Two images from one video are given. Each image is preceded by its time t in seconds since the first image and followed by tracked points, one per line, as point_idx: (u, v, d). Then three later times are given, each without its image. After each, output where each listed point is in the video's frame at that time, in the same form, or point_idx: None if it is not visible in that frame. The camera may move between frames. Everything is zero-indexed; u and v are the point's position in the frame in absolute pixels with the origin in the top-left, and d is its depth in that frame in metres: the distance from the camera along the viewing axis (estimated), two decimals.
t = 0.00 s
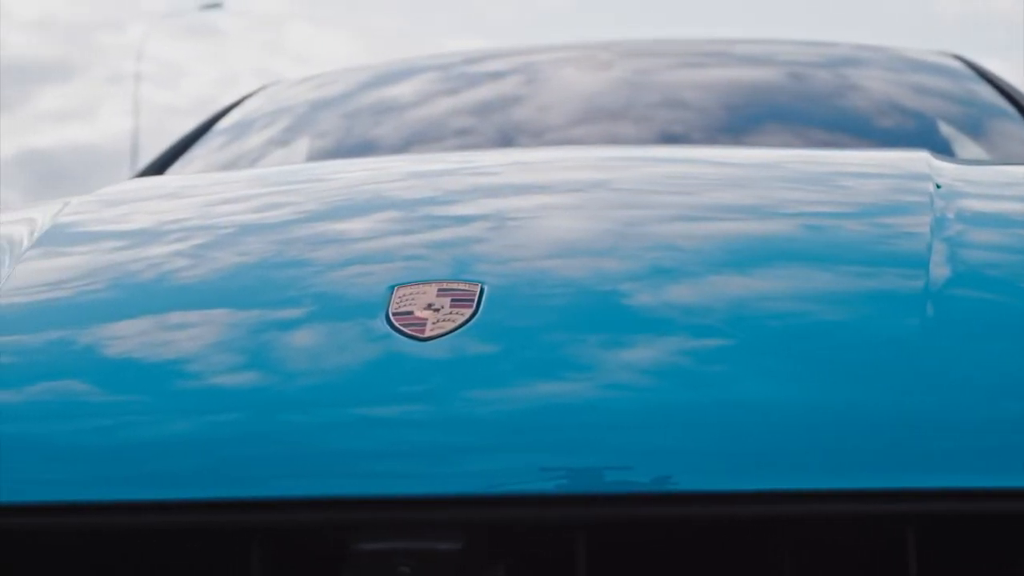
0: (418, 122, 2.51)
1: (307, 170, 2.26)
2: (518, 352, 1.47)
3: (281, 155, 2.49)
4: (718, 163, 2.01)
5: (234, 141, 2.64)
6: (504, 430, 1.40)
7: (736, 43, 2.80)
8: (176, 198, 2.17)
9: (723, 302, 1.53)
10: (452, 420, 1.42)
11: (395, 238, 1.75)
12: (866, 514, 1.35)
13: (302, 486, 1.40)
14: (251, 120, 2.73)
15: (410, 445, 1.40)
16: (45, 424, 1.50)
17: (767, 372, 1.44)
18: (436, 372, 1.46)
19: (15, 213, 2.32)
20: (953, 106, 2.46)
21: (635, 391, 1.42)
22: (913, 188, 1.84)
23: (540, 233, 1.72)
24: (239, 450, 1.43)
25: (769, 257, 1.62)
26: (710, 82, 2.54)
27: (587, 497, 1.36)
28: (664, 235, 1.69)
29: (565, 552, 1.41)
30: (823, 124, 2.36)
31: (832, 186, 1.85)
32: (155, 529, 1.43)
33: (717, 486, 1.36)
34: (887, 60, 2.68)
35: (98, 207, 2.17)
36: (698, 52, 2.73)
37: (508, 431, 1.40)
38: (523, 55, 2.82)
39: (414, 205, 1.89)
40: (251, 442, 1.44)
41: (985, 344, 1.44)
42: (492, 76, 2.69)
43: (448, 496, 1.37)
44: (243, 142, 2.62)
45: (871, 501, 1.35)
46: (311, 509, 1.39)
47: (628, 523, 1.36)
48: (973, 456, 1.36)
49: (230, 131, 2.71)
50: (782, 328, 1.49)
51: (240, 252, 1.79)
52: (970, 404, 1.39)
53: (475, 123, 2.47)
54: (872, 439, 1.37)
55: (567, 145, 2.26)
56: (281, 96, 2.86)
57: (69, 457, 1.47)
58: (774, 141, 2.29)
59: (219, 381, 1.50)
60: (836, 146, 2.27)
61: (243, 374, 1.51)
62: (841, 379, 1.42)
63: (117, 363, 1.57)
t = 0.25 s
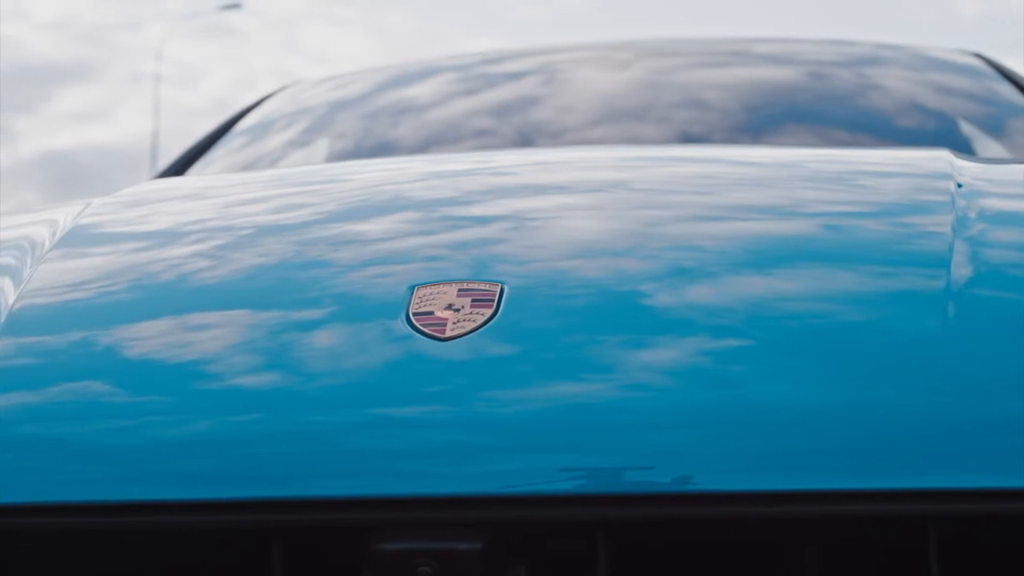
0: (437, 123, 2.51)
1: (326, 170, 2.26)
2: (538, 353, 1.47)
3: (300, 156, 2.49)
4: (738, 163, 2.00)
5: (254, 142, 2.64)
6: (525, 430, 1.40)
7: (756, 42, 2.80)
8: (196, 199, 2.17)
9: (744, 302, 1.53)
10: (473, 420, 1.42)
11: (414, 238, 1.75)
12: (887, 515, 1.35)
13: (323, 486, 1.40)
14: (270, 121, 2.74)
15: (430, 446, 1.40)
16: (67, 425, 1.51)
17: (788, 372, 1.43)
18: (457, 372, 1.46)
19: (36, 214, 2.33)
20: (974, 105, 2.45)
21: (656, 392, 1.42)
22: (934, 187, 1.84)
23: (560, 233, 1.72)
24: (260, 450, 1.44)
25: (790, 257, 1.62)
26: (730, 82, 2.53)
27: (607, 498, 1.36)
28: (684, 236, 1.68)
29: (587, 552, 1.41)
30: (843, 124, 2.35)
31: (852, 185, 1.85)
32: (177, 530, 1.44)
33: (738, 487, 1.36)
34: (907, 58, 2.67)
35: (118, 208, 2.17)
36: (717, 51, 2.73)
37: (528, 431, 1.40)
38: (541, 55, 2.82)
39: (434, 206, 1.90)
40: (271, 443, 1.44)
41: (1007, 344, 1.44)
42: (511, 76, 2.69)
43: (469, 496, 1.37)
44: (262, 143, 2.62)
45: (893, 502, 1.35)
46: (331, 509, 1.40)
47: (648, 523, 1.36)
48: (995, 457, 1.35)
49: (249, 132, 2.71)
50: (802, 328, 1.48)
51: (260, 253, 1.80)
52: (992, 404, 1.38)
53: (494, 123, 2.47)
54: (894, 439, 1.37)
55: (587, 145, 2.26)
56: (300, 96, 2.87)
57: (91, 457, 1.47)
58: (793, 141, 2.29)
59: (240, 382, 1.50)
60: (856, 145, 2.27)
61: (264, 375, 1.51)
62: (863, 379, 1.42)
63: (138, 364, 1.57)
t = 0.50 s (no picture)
0: (453, 123, 2.51)
1: (343, 170, 2.27)
2: (555, 354, 1.47)
3: (317, 156, 2.50)
4: (755, 163, 2.00)
5: (271, 143, 2.65)
6: (542, 431, 1.40)
7: (773, 41, 2.79)
8: (213, 199, 2.18)
9: (761, 303, 1.53)
10: (489, 421, 1.42)
11: (431, 239, 1.76)
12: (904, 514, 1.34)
13: (340, 486, 1.40)
14: (287, 122, 2.74)
15: (447, 446, 1.41)
16: (85, 425, 1.51)
17: (805, 372, 1.43)
18: (473, 373, 1.46)
19: (54, 215, 2.34)
20: (992, 104, 2.44)
21: (673, 392, 1.42)
22: (952, 187, 1.83)
23: (577, 234, 1.72)
24: (278, 451, 1.44)
25: (807, 257, 1.61)
26: (747, 82, 2.53)
27: (624, 498, 1.36)
28: (701, 236, 1.68)
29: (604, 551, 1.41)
30: (860, 124, 2.35)
31: (870, 185, 1.84)
32: (196, 530, 1.44)
33: (755, 487, 1.35)
34: (925, 58, 2.66)
35: (135, 208, 2.18)
36: (734, 51, 2.72)
37: (545, 432, 1.40)
38: (558, 55, 2.82)
39: (451, 206, 1.90)
40: (289, 443, 1.44)
41: None
42: (528, 76, 2.69)
43: (486, 496, 1.37)
44: (279, 144, 2.63)
45: (912, 502, 1.35)
46: (349, 509, 1.40)
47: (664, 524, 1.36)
48: (1012, 457, 1.35)
49: (266, 133, 2.72)
50: (820, 328, 1.48)
51: (277, 253, 1.80)
52: (1009, 405, 1.38)
53: (510, 124, 2.47)
54: (911, 440, 1.37)
55: (604, 145, 2.26)
56: (317, 97, 2.88)
57: (109, 458, 1.48)
58: (810, 141, 2.28)
59: (257, 382, 1.51)
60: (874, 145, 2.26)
61: (282, 376, 1.51)
62: (880, 379, 1.42)
63: (155, 364, 1.58)
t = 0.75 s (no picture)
0: (470, 124, 2.51)
1: (359, 171, 2.27)
2: (572, 355, 1.47)
3: (333, 157, 2.50)
4: (772, 162, 1.99)
5: (287, 144, 2.65)
6: (558, 431, 1.40)
7: (790, 41, 2.79)
8: (230, 200, 2.18)
9: (778, 303, 1.52)
10: (505, 421, 1.42)
11: (447, 239, 1.76)
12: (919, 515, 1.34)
13: (356, 486, 1.41)
14: (304, 123, 2.75)
15: (463, 446, 1.41)
16: (102, 426, 1.52)
17: (822, 372, 1.43)
18: (490, 374, 1.46)
19: (71, 216, 2.35)
20: (1011, 103, 2.43)
21: (689, 392, 1.42)
22: (971, 186, 1.82)
23: (593, 234, 1.72)
24: (295, 451, 1.44)
25: (825, 257, 1.61)
26: (764, 82, 2.52)
27: (641, 498, 1.36)
28: (719, 236, 1.68)
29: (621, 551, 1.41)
30: (878, 124, 2.34)
31: (888, 184, 1.84)
32: (214, 530, 1.45)
33: (771, 487, 1.35)
34: (943, 57, 2.65)
35: (152, 209, 2.19)
36: (751, 51, 2.72)
37: (562, 432, 1.40)
38: (575, 55, 2.82)
39: (467, 206, 1.90)
40: (306, 443, 1.44)
41: None
42: (544, 77, 2.69)
43: (503, 496, 1.37)
44: (296, 145, 2.63)
45: (930, 502, 1.34)
46: (367, 509, 1.40)
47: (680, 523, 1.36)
48: None
49: (282, 134, 2.72)
50: (837, 328, 1.48)
51: (293, 254, 1.80)
52: None
53: (527, 125, 2.47)
54: (929, 440, 1.36)
55: (620, 145, 2.26)
56: (333, 98, 2.88)
57: (127, 458, 1.48)
58: (828, 140, 2.28)
59: (274, 383, 1.51)
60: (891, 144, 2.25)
61: (298, 376, 1.52)
62: (897, 379, 1.41)
63: (172, 365, 1.58)
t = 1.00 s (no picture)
0: (486, 125, 2.51)
1: (375, 172, 2.27)
2: (589, 356, 1.47)
3: (350, 157, 2.51)
4: (790, 162, 1.99)
5: (304, 144, 2.66)
6: (575, 432, 1.40)
7: (807, 40, 2.78)
8: (247, 201, 2.19)
9: (796, 303, 1.52)
10: (523, 421, 1.42)
11: (464, 240, 1.76)
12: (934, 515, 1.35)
13: (374, 487, 1.41)
14: (321, 123, 2.75)
15: (481, 446, 1.41)
16: (120, 427, 1.53)
17: (839, 373, 1.42)
18: (507, 374, 1.46)
19: (89, 217, 2.36)
20: None
21: (707, 393, 1.42)
22: (990, 186, 1.82)
23: (610, 234, 1.72)
24: (313, 452, 1.44)
25: (843, 258, 1.60)
26: (781, 82, 2.52)
27: (657, 498, 1.36)
28: (736, 236, 1.68)
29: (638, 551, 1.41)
30: (896, 124, 2.33)
31: (906, 184, 1.83)
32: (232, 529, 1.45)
33: (788, 488, 1.35)
34: (962, 56, 2.64)
35: (170, 210, 2.19)
36: (768, 50, 2.72)
37: (579, 433, 1.40)
38: (592, 55, 2.81)
39: (484, 206, 1.90)
40: (323, 444, 1.45)
41: None
42: (561, 77, 2.69)
43: (519, 496, 1.38)
44: (313, 145, 2.64)
45: (946, 502, 1.35)
46: (384, 509, 1.41)
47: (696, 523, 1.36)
48: None
49: (299, 135, 2.73)
50: (855, 329, 1.47)
51: (310, 255, 1.81)
52: None
53: (544, 125, 2.47)
54: (947, 441, 1.36)
55: (637, 145, 2.26)
56: (350, 98, 2.89)
57: (145, 459, 1.49)
58: (846, 140, 2.27)
59: (292, 385, 1.51)
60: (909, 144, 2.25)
61: (316, 378, 1.52)
62: (915, 380, 1.41)
63: (190, 366, 1.59)
